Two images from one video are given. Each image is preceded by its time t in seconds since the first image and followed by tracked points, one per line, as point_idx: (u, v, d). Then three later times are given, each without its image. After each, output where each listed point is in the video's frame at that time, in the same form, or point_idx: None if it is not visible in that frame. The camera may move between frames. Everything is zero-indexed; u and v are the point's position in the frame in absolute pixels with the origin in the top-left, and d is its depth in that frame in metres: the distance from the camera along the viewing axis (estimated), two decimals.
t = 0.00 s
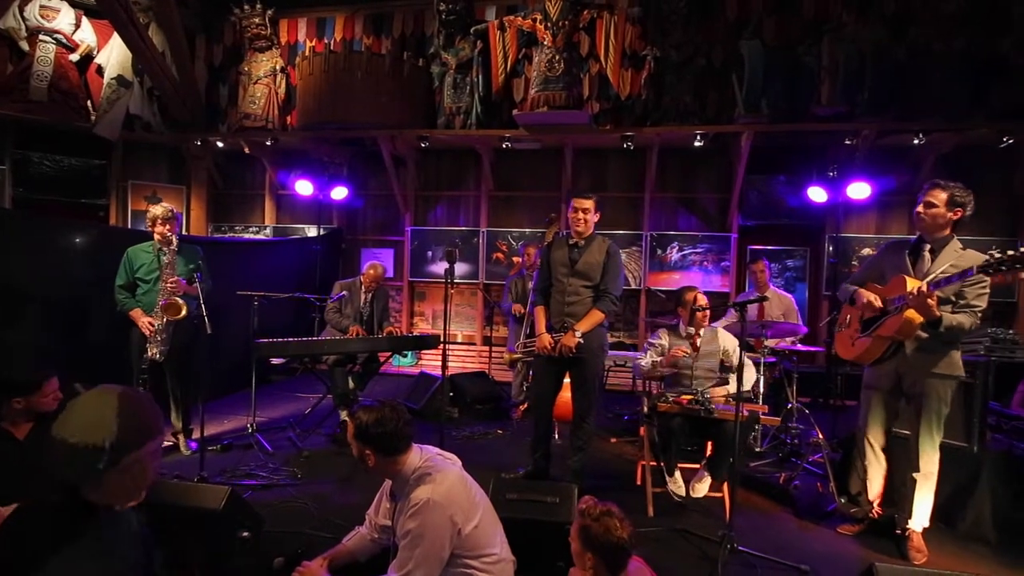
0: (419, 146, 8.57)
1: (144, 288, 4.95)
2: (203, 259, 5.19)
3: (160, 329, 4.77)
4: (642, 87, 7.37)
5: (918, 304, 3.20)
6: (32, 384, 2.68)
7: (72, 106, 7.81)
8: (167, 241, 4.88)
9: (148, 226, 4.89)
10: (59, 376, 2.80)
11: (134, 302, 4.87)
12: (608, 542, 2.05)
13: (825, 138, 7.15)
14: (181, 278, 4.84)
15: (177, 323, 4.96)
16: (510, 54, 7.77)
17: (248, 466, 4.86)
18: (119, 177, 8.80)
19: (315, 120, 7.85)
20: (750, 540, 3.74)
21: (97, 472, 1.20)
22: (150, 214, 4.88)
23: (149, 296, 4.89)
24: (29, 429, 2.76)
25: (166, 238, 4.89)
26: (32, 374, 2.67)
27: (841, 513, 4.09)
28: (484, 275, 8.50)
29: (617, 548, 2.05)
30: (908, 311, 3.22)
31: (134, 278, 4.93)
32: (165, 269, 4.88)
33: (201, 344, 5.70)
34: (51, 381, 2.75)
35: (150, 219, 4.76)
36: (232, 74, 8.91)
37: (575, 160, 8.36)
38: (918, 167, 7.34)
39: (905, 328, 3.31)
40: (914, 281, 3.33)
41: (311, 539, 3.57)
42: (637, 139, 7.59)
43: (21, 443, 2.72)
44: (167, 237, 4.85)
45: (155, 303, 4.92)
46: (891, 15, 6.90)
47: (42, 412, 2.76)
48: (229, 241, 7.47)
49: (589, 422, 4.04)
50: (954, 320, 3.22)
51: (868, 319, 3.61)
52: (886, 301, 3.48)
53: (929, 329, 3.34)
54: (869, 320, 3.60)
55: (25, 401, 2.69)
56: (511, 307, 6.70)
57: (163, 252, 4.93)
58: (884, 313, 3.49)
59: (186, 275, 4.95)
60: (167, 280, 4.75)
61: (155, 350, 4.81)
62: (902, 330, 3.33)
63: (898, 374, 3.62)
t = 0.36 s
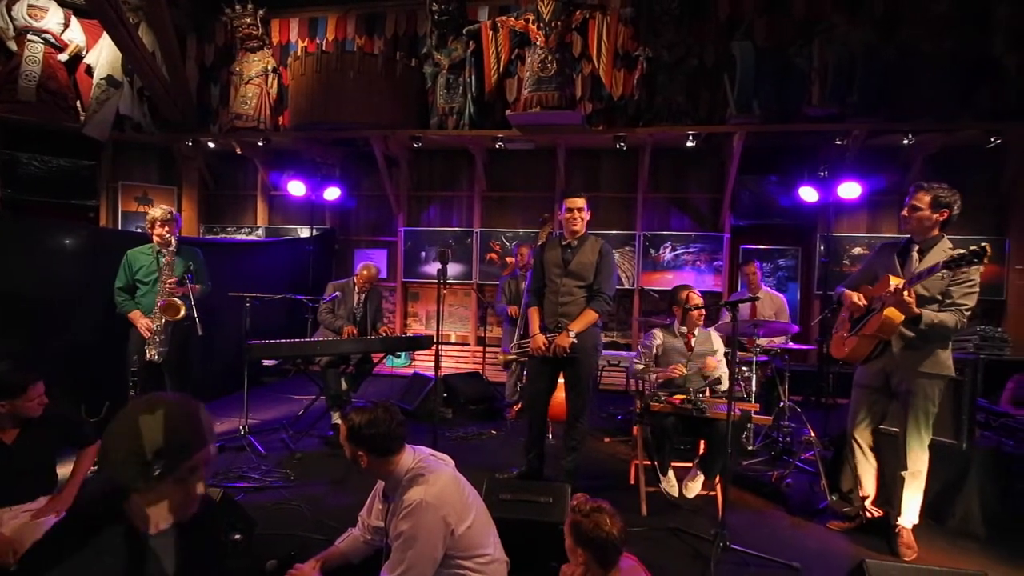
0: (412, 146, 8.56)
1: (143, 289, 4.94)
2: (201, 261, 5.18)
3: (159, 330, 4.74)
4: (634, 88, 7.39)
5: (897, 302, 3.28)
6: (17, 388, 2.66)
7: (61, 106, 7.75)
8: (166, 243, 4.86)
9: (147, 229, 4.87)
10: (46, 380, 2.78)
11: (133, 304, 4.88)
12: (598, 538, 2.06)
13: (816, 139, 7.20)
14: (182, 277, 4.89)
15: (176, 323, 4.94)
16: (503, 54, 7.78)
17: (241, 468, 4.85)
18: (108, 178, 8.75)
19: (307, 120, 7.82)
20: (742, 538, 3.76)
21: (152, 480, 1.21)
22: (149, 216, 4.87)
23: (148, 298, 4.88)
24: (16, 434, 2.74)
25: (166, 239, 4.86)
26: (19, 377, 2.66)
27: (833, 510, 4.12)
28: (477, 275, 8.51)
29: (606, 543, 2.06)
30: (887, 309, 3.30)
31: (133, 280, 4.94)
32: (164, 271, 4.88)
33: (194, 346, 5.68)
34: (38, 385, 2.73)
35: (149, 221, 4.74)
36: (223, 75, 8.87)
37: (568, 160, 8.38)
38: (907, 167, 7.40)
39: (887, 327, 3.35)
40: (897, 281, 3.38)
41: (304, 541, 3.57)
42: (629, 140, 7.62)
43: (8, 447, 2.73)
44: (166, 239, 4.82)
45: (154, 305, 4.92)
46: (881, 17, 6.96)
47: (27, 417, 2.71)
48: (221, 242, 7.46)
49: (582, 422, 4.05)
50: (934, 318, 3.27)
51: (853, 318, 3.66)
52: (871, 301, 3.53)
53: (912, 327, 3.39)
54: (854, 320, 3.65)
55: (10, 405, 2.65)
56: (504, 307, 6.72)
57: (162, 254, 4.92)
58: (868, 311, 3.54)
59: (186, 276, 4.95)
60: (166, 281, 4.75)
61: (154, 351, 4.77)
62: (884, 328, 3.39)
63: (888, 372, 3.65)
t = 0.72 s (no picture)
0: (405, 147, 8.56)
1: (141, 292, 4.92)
2: (196, 263, 5.18)
3: (157, 331, 4.70)
4: (627, 89, 7.41)
5: (880, 303, 3.33)
6: (6, 389, 2.66)
7: (49, 106, 7.69)
8: (163, 245, 4.84)
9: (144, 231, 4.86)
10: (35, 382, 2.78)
11: (132, 306, 4.83)
12: (587, 536, 2.07)
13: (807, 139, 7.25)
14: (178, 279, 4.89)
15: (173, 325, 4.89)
16: (496, 55, 7.78)
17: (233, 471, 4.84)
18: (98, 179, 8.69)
19: (299, 121, 7.80)
20: (734, 536, 3.79)
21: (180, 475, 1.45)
22: (145, 219, 4.85)
23: (146, 300, 4.86)
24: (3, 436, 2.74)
25: (162, 241, 4.85)
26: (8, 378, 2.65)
27: (824, 508, 4.15)
28: (471, 275, 8.52)
29: (597, 542, 2.06)
30: (872, 310, 3.36)
31: (130, 283, 4.91)
32: (161, 272, 4.87)
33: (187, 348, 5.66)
34: (26, 387, 2.73)
35: (145, 224, 4.72)
36: (214, 75, 8.83)
37: (561, 161, 8.40)
38: (897, 167, 7.46)
39: (871, 326, 3.42)
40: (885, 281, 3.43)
41: (297, 544, 3.57)
42: (622, 140, 7.64)
43: None
44: (163, 240, 4.81)
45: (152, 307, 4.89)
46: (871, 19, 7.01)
47: (15, 418, 2.72)
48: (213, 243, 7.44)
49: (575, 422, 4.06)
50: (918, 317, 3.30)
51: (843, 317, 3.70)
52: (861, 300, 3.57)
53: (897, 326, 3.43)
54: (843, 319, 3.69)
55: None
56: (498, 307, 6.72)
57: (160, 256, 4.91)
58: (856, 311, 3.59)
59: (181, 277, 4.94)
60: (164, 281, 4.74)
61: (152, 352, 4.71)
62: (869, 327, 3.44)
63: (876, 369, 3.68)
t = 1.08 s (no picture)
0: (396, 148, 8.56)
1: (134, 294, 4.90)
2: (188, 265, 5.15)
3: (149, 334, 4.69)
4: (617, 89, 7.43)
5: (865, 302, 3.37)
6: None
7: (35, 106, 7.62)
8: (156, 247, 4.78)
9: (137, 233, 4.81)
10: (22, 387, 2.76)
11: (123, 309, 4.82)
12: (572, 540, 2.08)
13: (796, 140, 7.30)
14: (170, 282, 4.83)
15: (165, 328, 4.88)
16: (487, 55, 7.79)
17: (224, 474, 4.81)
18: (85, 180, 8.62)
19: (289, 121, 7.78)
20: (724, 534, 3.81)
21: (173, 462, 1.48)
22: (139, 221, 4.82)
23: (138, 302, 4.83)
24: None
25: (155, 244, 4.79)
26: None
27: (813, 505, 4.19)
28: (463, 276, 8.53)
29: (582, 547, 2.07)
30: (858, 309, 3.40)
31: (123, 285, 4.88)
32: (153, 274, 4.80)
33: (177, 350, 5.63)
34: (13, 392, 2.71)
35: (139, 226, 4.69)
36: (203, 75, 8.79)
37: (552, 162, 8.42)
38: (885, 167, 7.53)
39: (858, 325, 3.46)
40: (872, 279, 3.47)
41: (288, 546, 3.57)
42: (613, 141, 7.68)
43: None
44: (156, 243, 4.77)
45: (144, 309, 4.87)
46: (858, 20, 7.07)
47: (2, 423, 2.70)
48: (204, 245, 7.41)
49: (567, 422, 4.07)
50: (903, 316, 3.33)
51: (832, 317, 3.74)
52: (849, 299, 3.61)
53: (882, 325, 3.47)
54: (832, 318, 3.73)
55: None
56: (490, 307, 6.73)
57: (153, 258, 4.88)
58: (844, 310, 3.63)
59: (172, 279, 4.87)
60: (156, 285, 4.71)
61: (144, 356, 4.70)
62: (856, 326, 3.48)
63: (864, 367, 3.72)
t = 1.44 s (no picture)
0: (387, 149, 8.55)
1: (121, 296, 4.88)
2: (177, 266, 5.11)
3: (136, 338, 4.66)
4: (608, 89, 7.44)
5: (858, 301, 3.40)
6: None
7: (20, 106, 7.56)
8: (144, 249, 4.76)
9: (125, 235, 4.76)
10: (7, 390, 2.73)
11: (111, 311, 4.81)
12: (567, 547, 2.08)
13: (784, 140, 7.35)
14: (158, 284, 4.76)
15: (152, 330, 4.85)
16: (477, 55, 7.79)
17: (214, 477, 4.79)
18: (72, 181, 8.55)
19: (278, 122, 7.75)
20: (715, 532, 3.83)
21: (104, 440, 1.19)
22: (127, 222, 4.75)
23: (125, 304, 4.82)
24: None
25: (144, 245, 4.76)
26: None
27: (803, 502, 4.22)
28: (455, 277, 8.52)
29: (575, 553, 2.08)
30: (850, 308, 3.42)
31: (110, 287, 4.88)
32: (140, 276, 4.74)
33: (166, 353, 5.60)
34: None
35: (127, 228, 4.63)
36: (191, 75, 8.74)
37: (543, 162, 8.44)
38: (873, 167, 7.59)
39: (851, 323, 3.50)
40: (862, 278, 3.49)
41: (279, 550, 3.55)
42: (604, 141, 7.70)
43: None
44: (144, 245, 4.72)
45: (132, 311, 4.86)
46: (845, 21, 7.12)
47: None
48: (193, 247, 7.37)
49: (558, 422, 4.08)
50: (896, 314, 3.37)
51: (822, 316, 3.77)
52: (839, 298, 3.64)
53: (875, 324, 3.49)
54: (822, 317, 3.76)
55: None
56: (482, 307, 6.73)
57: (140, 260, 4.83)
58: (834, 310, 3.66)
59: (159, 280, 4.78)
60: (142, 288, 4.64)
61: (131, 359, 4.69)
62: (847, 326, 3.51)
63: (853, 366, 3.76)
